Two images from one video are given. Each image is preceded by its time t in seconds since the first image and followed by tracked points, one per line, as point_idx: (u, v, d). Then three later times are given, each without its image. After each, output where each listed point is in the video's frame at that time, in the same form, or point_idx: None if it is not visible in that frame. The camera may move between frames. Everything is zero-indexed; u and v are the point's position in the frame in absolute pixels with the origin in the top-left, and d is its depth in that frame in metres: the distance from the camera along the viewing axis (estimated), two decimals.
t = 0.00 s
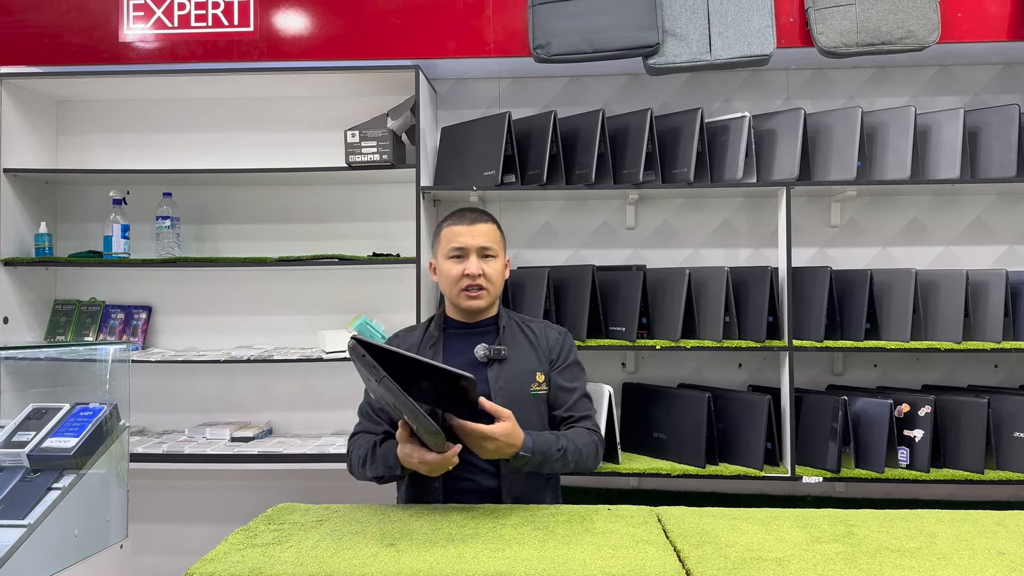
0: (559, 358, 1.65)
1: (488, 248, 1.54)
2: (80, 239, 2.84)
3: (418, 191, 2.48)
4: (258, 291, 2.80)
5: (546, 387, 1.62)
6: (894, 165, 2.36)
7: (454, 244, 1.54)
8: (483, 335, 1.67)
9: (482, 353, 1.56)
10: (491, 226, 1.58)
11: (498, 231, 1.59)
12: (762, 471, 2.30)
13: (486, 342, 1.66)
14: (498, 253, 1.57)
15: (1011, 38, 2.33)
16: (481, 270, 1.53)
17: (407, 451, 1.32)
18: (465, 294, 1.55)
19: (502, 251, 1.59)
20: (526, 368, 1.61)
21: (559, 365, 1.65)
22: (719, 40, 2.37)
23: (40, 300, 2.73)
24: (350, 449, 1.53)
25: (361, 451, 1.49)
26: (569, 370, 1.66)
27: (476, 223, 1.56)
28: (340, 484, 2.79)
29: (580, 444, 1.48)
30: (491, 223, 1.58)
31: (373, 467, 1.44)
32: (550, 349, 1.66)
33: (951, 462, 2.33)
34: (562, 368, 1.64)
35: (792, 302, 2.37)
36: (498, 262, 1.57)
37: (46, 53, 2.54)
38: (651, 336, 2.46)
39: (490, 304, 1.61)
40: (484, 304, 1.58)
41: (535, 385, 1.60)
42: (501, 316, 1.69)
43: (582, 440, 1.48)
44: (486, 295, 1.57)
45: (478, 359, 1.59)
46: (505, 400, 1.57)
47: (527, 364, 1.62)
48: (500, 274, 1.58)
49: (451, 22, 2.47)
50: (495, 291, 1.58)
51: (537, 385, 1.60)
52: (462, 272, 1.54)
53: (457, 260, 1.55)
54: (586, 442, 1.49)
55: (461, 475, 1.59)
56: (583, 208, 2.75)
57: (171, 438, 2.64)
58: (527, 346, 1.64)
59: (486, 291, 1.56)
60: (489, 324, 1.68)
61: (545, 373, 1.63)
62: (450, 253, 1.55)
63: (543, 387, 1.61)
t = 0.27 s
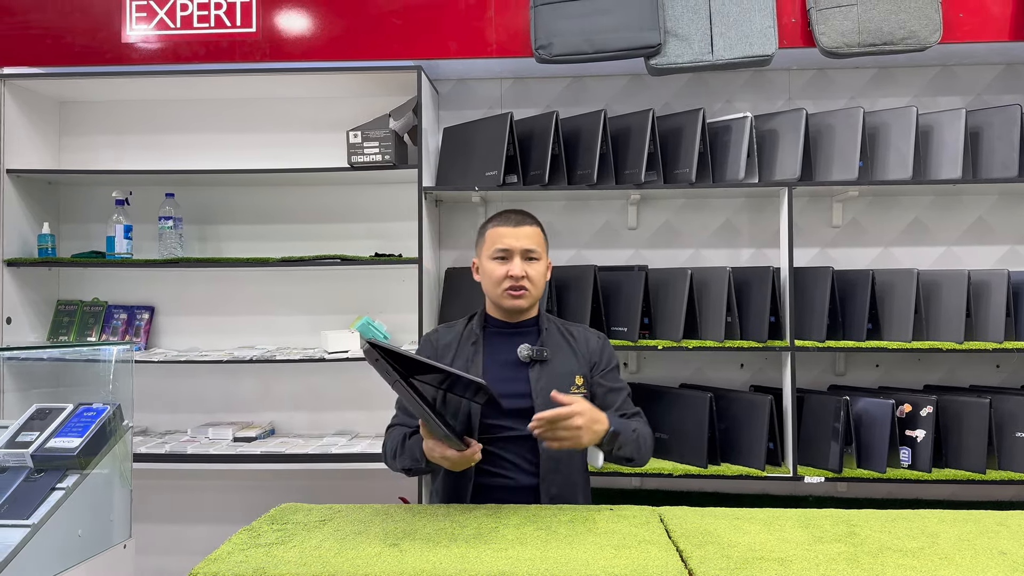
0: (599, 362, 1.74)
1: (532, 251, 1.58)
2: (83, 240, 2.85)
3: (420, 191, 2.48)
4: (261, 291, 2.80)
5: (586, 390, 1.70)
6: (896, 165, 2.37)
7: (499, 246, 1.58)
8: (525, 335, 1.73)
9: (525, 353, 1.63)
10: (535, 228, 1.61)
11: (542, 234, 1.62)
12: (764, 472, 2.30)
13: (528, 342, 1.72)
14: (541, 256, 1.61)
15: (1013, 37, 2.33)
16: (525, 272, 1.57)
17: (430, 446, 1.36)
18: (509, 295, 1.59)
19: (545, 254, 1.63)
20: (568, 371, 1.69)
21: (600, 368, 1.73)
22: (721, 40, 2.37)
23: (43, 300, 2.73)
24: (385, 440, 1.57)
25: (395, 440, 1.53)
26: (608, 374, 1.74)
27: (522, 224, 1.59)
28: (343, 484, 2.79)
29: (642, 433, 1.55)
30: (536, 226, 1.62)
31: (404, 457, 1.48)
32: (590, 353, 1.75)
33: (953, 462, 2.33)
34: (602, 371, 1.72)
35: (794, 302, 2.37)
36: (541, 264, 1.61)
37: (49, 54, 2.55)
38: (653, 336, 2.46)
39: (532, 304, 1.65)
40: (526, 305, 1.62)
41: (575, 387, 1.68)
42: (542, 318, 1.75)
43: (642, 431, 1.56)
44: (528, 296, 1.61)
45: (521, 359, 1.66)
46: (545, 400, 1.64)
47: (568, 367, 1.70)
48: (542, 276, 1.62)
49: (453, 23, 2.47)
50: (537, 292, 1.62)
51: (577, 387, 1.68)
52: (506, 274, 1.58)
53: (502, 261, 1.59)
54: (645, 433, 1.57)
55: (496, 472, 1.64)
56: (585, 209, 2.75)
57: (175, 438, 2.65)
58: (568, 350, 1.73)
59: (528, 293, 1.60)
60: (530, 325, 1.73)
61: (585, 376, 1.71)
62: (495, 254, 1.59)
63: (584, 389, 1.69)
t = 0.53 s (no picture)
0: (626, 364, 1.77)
1: (570, 258, 1.60)
2: (85, 240, 2.86)
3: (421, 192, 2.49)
4: (262, 291, 2.81)
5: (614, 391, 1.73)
6: (896, 165, 2.37)
7: (537, 251, 1.60)
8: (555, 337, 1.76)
9: (555, 356, 1.64)
10: (575, 235, 1.63)
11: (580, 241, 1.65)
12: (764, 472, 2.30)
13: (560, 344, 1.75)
14: (579, 262, 1.63)
15: (1012, 38, 2.34)
16: (561, 278, 1.60)
17: (470, 450, 1.39)
18: (543, 299, 1.62)
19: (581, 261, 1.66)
20: (596, 373, 1.73)
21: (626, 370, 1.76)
22: (721, 42, 2.37)
23: (45, 300, 2.74)
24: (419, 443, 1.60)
25: (430, 443, 1.56)
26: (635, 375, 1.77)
27: (562, 231, 1.61)
28: (345, 483, 2.80)
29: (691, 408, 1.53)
30: (576, 232, 1.64)
31: (441, 458, 1.51)
32: (616, 355, 1.78)
33: (952, 462, 2.34)
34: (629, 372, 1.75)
35: (793, 302, 2.37)
36: (577, 271, 1.63)
37: (50, 55, 2.55)
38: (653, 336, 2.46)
39: (565, 309, 1.68)
40: (559, 310, 1.65)
41: (603, 389, 1.71)
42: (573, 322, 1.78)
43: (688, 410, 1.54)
44: (562, 301, 1.64)
45: (551, 362, 1.67)
46: (574, 402, 1.68)
47: (596, 369, 1.73)
48: (577, 282, 1.64)
49: (454, 24, 2.48)
50: (571, 298, 1.64)
51: (605, 389, 1.71)
52: (542, 279, 1.60)
53: (540, 265, 1.61)
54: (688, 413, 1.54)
55: (525, 470, 1.67)
56: (585, 209, 2.75)
57: (176, 438, 2.66)
58: (596, 352, 1.76)
59: (563, 299, 1.63)
60: (561, 329, 1.76)
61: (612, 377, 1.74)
62: (532, 259, 1.61)
63: (612, 390, 1.72)
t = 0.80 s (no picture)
0: (640, 366, 1.76)
1: (589, 255, 1.64)
2: (85, 240, 2.86)
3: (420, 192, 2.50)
4: (262, 291, 2.81)
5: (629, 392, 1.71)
6: (894, 166, 2.38)
7: (557, 248, 1.63)
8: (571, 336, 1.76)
9: (573, 355, 1.64)
10: (590, 235, 1.68)
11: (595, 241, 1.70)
12: (763, 472, 2.31)
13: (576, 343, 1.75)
14: (595, 261, 1.67)
15: (1010, 39, 2.34)
16: (583, 274, 1.62)
17: (520, 445, 1.30)
18: (565, 295, 1.63)
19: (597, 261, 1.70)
20: (611, 373, 1.71)
21: (640, 372, 1.75)
22: (720, 42, 2.38)
23: (45, 301, 2.74)
24: (442, 439, 1.53)
25: (459, 439, 1.49)
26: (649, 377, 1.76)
27: (580, 231, 1.66)
28: (345, 483, 2.81)
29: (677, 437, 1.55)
30: (591, 233, 1.69)
31: (479, 448, 1.43)
32: (630, 357, 1.76)
33: (951, 462, 2.34)
34: (642, 375, 1.74)
35: (791, 303, 2.38)
36: (594, 269, 1.67)
37: (50, 56, 2.56)
38: (652, 336, 2.47)
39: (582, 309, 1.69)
40: (580, 309, 1.66)
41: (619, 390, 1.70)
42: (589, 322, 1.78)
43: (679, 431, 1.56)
44: (583, 300, 1.65)
45: (568, 360, 1.67)
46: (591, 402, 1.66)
47: (611, 370, 1.71)
48: (595, 281, 1.67)
49: (453, 25, 2.48)
50: (591, 295, 1.66)
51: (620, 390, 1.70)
52: (563, 275, 1.62)
53: (561, 263, 1.63)
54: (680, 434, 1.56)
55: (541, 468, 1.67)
56: (584, 209, 2.76)
57: (175, 438, 2.66)
58: (610, 353, 1.74)
59: (584, 296, 1.64)
60: (576, 330, 1.76)
61: (627, 379, 1.72)
62: (553, 256, 1.63)
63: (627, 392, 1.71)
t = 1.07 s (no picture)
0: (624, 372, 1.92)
1: (600, 259, 1.67)
2: (83, 239, 2.86)
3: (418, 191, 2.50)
4: (260, 291, 2.81)
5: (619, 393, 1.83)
6: (891, 166, 2.38)
7: (575, 252, 1.63)
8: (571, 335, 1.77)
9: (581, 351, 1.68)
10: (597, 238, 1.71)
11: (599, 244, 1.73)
12: (760, 471, 2.31)
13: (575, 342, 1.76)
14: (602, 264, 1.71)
15: (1007, 38, 2.35)
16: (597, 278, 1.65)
17: (595, 439, 1.32)
18: (581, 298, 1.65)
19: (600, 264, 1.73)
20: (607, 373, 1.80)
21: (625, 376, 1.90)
22: (717, 42, 2.38)
23: (43, 300, 2.74)
24: (469, 443, 1.47)
25: (492, 443, 1.45)
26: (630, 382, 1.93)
27: (591, 234, 1.68)
28: (343, 483, 2.81)
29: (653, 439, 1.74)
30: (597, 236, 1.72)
31: (530, 438, 1.41)
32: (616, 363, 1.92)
33: (948, 460, 2.34)
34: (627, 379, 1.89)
35: (789, 302, 2.38)
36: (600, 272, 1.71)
37: (49, 55, 2.56)
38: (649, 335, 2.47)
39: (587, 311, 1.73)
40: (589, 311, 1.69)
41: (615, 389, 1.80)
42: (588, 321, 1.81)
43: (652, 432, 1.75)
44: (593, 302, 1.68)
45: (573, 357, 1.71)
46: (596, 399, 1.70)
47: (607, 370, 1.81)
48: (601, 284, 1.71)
49: (451, 24, 2.48)
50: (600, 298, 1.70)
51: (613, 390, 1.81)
52: (582, 280, 1.63)
53: (578, 266, 1.64)
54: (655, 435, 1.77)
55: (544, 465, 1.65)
56: (582, 209, 2.76)
57: (173, 438, 2.66)
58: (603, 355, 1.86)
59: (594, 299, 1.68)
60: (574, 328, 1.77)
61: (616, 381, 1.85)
62: (570, 260, 1.64)
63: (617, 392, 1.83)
